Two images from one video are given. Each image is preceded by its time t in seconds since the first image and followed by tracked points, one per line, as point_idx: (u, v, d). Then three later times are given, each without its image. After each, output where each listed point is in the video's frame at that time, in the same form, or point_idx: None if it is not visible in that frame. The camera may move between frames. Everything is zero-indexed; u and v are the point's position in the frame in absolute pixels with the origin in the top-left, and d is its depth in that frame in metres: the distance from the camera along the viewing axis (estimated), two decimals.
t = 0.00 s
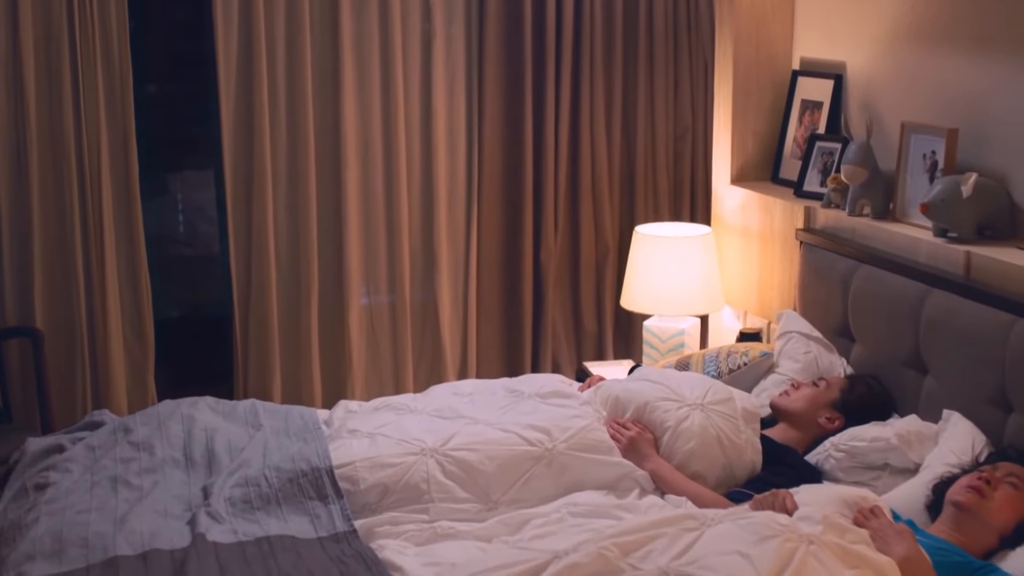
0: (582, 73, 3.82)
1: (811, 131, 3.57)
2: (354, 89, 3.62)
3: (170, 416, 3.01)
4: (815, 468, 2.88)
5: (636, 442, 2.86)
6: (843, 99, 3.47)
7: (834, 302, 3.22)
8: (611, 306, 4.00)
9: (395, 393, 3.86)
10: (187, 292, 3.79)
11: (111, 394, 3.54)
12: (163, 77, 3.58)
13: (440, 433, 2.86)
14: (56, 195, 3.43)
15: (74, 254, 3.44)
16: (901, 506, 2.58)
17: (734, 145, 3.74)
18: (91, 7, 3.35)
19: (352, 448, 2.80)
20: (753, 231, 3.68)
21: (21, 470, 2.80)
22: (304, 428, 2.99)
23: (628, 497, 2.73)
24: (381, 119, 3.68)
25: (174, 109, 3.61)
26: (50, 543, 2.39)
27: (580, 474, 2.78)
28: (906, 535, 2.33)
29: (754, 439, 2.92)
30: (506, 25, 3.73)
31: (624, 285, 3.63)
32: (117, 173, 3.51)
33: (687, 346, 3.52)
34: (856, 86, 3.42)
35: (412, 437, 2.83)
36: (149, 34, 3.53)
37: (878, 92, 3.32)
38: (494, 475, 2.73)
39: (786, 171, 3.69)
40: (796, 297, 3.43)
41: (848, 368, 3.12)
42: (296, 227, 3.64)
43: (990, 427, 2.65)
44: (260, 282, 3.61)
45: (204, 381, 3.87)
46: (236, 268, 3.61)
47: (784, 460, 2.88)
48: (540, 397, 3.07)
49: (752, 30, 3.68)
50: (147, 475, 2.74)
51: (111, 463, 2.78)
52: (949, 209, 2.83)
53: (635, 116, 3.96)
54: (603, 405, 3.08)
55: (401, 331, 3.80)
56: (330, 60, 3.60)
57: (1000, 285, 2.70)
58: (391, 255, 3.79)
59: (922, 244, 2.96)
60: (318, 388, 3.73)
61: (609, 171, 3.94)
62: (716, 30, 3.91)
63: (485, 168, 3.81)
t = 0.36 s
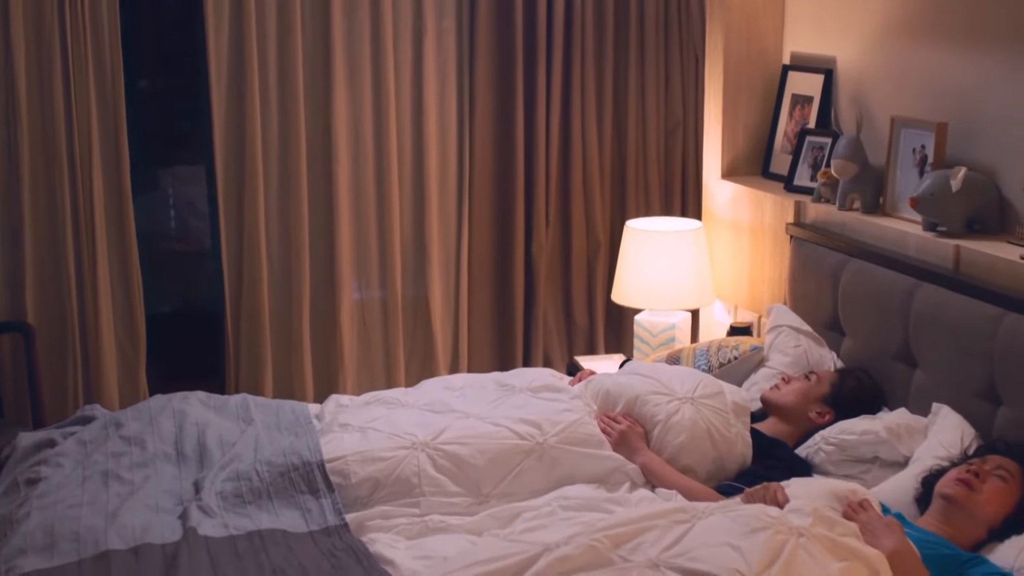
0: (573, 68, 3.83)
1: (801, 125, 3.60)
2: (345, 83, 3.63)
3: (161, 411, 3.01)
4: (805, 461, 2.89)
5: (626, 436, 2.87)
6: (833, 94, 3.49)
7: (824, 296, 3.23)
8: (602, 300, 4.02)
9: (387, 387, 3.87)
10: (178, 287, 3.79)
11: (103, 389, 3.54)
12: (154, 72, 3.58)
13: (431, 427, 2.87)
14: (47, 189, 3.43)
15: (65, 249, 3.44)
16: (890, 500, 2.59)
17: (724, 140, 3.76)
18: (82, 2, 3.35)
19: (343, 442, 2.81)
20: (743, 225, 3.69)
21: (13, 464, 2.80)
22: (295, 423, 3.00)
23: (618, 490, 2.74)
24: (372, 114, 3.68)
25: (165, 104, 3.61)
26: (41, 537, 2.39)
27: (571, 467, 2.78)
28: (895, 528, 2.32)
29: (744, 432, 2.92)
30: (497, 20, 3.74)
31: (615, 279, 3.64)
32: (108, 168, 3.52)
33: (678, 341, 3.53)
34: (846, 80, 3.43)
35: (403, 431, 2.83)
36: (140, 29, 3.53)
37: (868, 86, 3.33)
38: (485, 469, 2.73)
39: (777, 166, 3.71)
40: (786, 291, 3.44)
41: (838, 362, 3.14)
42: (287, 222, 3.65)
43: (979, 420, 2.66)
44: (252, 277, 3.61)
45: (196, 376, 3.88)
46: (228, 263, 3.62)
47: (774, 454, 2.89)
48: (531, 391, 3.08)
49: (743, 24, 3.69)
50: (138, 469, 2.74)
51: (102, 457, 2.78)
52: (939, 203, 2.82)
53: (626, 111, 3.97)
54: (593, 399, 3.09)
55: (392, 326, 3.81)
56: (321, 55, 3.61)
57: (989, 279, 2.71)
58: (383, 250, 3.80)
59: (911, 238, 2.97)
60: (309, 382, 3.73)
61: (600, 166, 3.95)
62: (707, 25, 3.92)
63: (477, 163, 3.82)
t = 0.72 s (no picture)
0: (564, 62, 3.84)
1: (791, 119, 3.60)
2: (336, 78, 3.63)
3: (152, 405, 3.02)
4: (794, 453, 2.89)
5: (616, 429, 2.87)
6: (822, 88, 3.50)
7: (814, 289, 3.25)
8: (593, 294, 4.04)
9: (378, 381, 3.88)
10: (169, 282, 3.80)
11: (94, 383, 3.55)
12: (145, 66, 3.59)
13: (421, 420, 2.87)
14: (37, 184, 3.44)
15: (56, 243, 3.44)
16: (878, 491, 2.59)
17: (714, 134, 3.77)
18: None
19: (333, 436, 2.81)
20: (733, 219, 3.71)
21: (3, 458, 2.80)
22: (286, 416, 3.01)
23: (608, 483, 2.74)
24: (363, 108, 3.69)
25: (156, 99, 3.62)
26: (32, 531, 2.40)
27: (561, 460, 2.79)
28: (883, 518, 2.30)
29: (734, 425, 2.93)
30: (487, 15, 3.75)
31: (606, 273, 3.65)
32: (98, 162, 3.52)
33: (668, 334, 3.55)
34: (836, 74, 3.44)
35: (393, 425, 2.84)
36: (130, 24, 3.54)
37: (857, 80, 3.34)
38: (475, 462, 2.74)
39: (767, 159, 3.71)
40: (775, 284, 3.46)
41: (827, 354, 3.15)
42: (278, 216, 3.66)
43: (968, 412, 2.67)
44: (243, 271, 3.62)
45: (187, 371, 3.89)
46: (219, 258, 3.62)
47: (763, 446, 2.90)
48: (521, 384, 3.09)
49: (733, 19, 3.71)
50: (129, 463, 2.75)
51: (93, 451, 2.79)
52: (927, 196, 2.84)
53: (616, 105, 3.98)
54: (583, 392, 3.10)
55: (383, 320, 3.82)
56: (311, 49, 3.61)
57: (978, 271, 2.72)
58: (373, 245, 3.80)
59: (900, 231, 2.99)
60: (301, 377, 3.74)
61: (590, 160, 3.97)
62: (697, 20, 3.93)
63: (467, 157, 3.83)
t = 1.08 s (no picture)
0: (555, 57, 3.85)
1: (781, 113, 3.62)
2: (328, 72, 3.64)
3: (144, 399, 3.02)
4: (785, 446, 2.90)
5: (607, 422, 2.88)
6: (812, 82, 3.52)
7: (804, 282, 3.26)
8: (584, 288, 4.05)
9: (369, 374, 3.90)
10: (161, 276, 3.81)
11: (86, 377, 3.55)
12: (137, 61, 3.59)
13: (413, 413, 2.88)
14: (29, 179, 3.44)
15: (48, 238, 3.45)
16: (867, 482, 2.61)
17: (705, 128, 3.78)
18: None
19: (325, 429, 2.82)
20: (724, 213, 3.72)
21: None
22: (278, 410, 3.02)
23: (599, 475, 2.75)
24: (355, 103, 3.69)
25: (148, 94, 3.62)
26: (24, 524, 2.40)
27: (552, 453, 2.79)
28: (872, 510, 2.31)
29: (724, 418, 2.94)
30: (479, 10, 3.76)
31: (597, 266, 3.67)
32: (90, 157, 3.52)
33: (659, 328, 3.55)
34: (826, 68, 3.46)
35: (385, 418, 2.84)
36: (122, 18, 3.54)
37: (847, 74, 3.35)
38: (466, 455, 2.74)
39: (757, 153, 3.73)
40: (766, 278, 3.48)
41: (817, 348, 3.16)
42: (270, 210, 3.66)
43: (957, 405, 2.68)
44: (234, 265, 3.63)
45: (180, 365, 3.90)
46: (210, 251, 3.63)
47: (753, 439, 2.92)
48: (512, 377, 3.10)
49: (723, 13, 3.72)
50: (121, 456, 2.76)
51: (85, 445, 2.79)
52: (916, 189, 2.85)
53: (608, 99, 3.99)
54: (574, 385, 3.12)
55: (375, 314, 3.83)
56: (303, 44, 3.62)
57: (967, 264, 2.73)
58: (365, 238, 3.81)
59: (890, 224, 3.00)
60: (293, 370, 3.75)
61: (581, 154, 3.98)
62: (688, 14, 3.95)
63: (459, 151, 3.85)
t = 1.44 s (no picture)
0: (547, 52, 3.86)
1: (773, 108, 3.63)
2: (320, 68, 3.65)
3: (137, 394, 3.03)
4: (777, 442, 2.92)
5: (599, 416, 2.89)
6: (804, 78, 3.53)
7: (795, 277, 3.27)
8: (577, 284, 4.07)
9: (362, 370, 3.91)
10: (155, 272, 3.82)
11: (79, 373, 3.56)
12: (129, 57, 3.60)
13: (405, 407, 2.89)
14: (22, 176, 3.45)
15: (41, 234, 3.46)
16: (857, 477, 2.62)
17: (697, 123, 3.79)
18: None
19: (317, 423, 2.82)
20: (716, 208, 3.73)
21: None
22: (271, 405, 3.02)
23: (591, 469, 2.76)
24: (348, 99, 3.70)
25: (140, 90, 3.63)
26: (18, 519, 2.41)
27: (544, 447, 2.80)
28: (862, 505, 2.31)
29: (716, 412, 2.95)
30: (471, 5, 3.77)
31: (590, 262, 3.68)
32: (83, 154, 3.53)
33: (652, 323, 3.57)
34: (818, 63, 3.47)
35: (377, 412, 2.85)
36: (115, 15, 3.55)
37: (838, 69, 3.37)
38: (459, 449, 2.75)
39: (749, 148, 3.74)
40: (758, 273, 3.49)
41: (807, 340, 3.16)
42: (263, 205, 3.67)
43: (947, 399, 2.69)
44: (227, 260, 3.63)
45: (173, 361, 3.91)
46: (203, 246, 3.64)
47: (744, 433, 2.93)
48: (504, 371, 3.11)
49: (715, 8, 3.73)
50: (114, 451, 2.76)
51: (78, 440, 2.80)
52: (907, 184, 2.86)
53: (600, 95, 4.01)
54: (567, 379, 3.13)
55: (368, 310, 3.84)
56: (296, 39, 3.62)
57: (958, 259, 2.74)
58: (358, 234, 3.82)
59: (882, 219, 3.01)
60: (286, 365, 3.76)
61: (574, 150, 3.99)
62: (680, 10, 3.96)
63: (451, 147, 3.86)
